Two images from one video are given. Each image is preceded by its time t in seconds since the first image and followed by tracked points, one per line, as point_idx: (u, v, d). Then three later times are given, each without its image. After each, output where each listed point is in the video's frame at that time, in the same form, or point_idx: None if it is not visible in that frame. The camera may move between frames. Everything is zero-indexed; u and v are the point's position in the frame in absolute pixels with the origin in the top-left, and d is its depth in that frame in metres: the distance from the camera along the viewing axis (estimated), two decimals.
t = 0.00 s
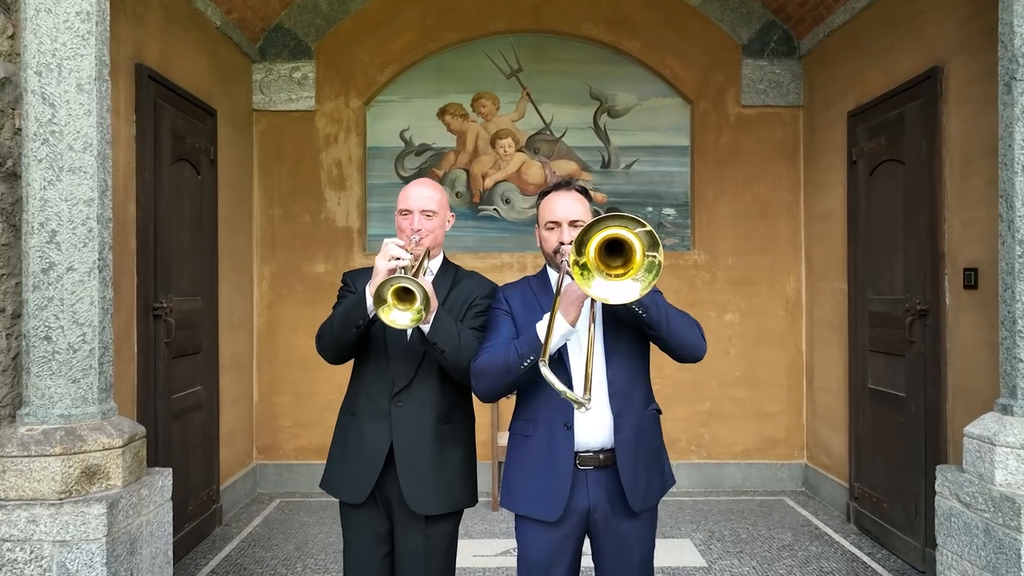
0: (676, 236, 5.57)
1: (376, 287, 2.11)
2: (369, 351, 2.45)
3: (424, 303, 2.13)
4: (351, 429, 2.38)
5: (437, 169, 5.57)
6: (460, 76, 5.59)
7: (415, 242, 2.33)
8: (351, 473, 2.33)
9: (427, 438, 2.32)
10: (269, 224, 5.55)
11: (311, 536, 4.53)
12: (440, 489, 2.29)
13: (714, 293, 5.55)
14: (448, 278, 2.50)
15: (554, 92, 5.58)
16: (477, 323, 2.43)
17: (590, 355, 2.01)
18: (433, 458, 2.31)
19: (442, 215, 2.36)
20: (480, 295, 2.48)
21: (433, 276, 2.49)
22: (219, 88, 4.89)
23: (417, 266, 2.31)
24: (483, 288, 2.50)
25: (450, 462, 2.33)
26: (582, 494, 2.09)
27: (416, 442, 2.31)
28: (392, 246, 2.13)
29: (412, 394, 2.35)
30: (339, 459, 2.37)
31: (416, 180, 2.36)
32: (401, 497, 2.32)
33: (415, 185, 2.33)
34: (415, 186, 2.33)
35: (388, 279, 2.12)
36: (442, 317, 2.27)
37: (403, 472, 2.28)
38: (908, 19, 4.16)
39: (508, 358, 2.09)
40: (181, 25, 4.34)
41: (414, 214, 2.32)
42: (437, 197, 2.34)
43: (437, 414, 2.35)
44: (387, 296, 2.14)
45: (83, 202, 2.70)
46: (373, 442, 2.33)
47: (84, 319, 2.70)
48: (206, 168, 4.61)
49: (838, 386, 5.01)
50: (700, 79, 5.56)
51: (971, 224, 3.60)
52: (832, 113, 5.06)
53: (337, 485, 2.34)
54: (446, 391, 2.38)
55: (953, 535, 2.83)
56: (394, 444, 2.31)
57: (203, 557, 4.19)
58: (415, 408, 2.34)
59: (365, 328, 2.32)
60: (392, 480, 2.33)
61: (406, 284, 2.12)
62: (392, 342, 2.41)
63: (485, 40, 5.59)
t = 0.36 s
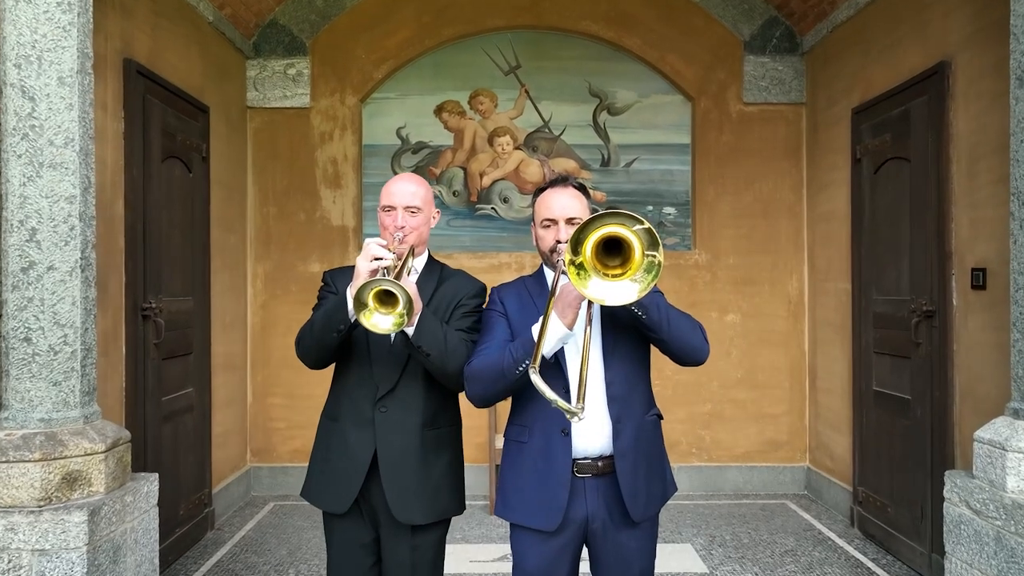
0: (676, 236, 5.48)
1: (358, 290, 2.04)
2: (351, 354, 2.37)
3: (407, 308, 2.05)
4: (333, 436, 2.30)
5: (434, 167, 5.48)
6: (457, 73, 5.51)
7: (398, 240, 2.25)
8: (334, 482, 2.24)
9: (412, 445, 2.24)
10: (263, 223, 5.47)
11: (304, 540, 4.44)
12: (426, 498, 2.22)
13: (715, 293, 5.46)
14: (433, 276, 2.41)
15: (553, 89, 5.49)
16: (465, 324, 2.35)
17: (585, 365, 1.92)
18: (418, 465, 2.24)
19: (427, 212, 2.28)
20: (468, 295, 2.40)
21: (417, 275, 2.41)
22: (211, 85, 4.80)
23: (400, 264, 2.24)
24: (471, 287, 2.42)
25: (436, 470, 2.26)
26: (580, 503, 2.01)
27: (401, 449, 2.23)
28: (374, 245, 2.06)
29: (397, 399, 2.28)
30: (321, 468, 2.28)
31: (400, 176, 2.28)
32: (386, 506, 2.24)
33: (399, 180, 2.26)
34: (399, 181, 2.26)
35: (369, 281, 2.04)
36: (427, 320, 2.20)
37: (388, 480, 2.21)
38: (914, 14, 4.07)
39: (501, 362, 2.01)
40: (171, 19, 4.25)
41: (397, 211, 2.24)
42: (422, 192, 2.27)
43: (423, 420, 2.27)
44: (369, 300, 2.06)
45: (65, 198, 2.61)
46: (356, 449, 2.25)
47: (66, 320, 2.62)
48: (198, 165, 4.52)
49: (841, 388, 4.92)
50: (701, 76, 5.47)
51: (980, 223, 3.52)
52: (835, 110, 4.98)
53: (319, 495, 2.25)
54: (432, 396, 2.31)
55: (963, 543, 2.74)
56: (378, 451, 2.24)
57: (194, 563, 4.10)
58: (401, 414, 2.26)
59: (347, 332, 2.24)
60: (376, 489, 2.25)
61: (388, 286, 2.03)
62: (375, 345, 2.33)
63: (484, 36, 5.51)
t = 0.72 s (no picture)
0: (676, 235, 5.47)
1: (346, 293, 2.01)
2: (339, 356, 2.34)
3: (396, 311, 2.03)
4: (324, 437, 2.27)
5: (432, 165, 5.46)
6: (455, 71, 5.48)
7: (385, 237, 2.23)
8: (324, 485, 2.22)
9: (404, 445, 2.23)
10: (261, 221, 5.44)
11: (301, 540, 4.42)
12: (418, 498, 2.21)
13: (714, 292, 5.44)
14: (420, 274, 2.40)
15: (552, 87, 5.47)
16: (455, 321, 2.35)
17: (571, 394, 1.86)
18: (410, 466, 2.22)
19: (412, 207, 2.27)
20: (456, 291, 2.39)
21: (404, 272, 2.40)
22: (208, 82, 4.78)
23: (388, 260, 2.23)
24: (459, 283, 2.40)
25: (428, 470, 2.25)
26: (577, 500, 1.98)
27: (392, 450, 2.21)
28: (361, 246, 2.04)
29: (386, 399, 2.26)
30: (311, 470, 2.25)
31: (384, 170, 2.26)
32: (378, 507, 2.23)
33: (384, 176, 2.23)
34: (384, 176, 2.23)
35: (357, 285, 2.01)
36: (415, 320, 2.18)
37: (380, 481, 2.19)
38: (916, 10, 4.05)
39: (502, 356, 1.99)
40: (168, 16, 4.23)
41: (383, 208, 2.22)
42: (408, 188, 2.25)
43: (414, 419, 2.26)
44: (357, 303, 2.04)
45: (58, 195, 2.59)
46: (347, 450, 2.23)
47: (60, 318, 2.60)
48: (195, 163, 4.50)
49: (841, 387, 4.90)
50: (701, 75, 5.45)
51: (981, 220, 3.50)
52: (836, 108, 4.95)
53: (309, 498, 2.22)
54: (422, 396, 2.29)
55: (964, 543, 2.71)
56: (368, 452, 2.22)
57: (191, 562, 4.08)
58: (392, 414, 2.24)
59: (338, 334, 2.22)
60: (368, 490, 2.23)
61: (377, 290, 2.01)
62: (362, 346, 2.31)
63: (483, 34, 5.49)
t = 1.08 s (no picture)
0: (676, 234, 5.48)
1: (343, 295, 1.99)
2: (335, 356, 2.34)
3: (393, 311, 2.05)
4: (320, 438, 2.28)
5: (433, 164, 5.46)
6: (456, 71, 5.49)
7: (378, 237, 2.25)
8: (322, 485, 2.22)
9: (400, 444, 2.24)
10: (262, 221, 5.45)
11: (302, 539, 4.43)
12: (415, 498, 2.22)
13: (715, 292, 5.45)
14: (414, 272, 2.40)
15: (553, 87, 5.48)
16: (449, 319, 2.36)
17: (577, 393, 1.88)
18: (407, 465, 2.23)
19: (405, 206, 2.28)
20: (450, 289, 2.40)
21: (398, 271, 2.40)
22: (210, 82, 4.79)
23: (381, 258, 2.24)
24: (452, 281, 2.41)
25: (424, 469, 2.26)
26: (582, 498, 1.99)
27: (389, 449, 2.22)
28: (355, 246, 2.05)
29: (382, 399, 2.26)
30: (308, 471, 2.26)
31: (375, 169, 2.27)
32: (376, 506, 2.24)
33: (375, 175, 2.25)
34: (376, 175, 2.24)
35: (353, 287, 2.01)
36: (411, 320, 2.19)
37: (378, 481, 2.20)
38: (917, 10, 4.06)
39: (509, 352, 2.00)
40: (170, 15, 4.23)
41: (375, 207, 2.24)
42: (399, 186, 2.26)
43: (411, 418, 2.27)
44: (354, 305, 2.03)
45: (62, 194, 2.60)
46: (343, 450, 2.23)
47: (63, 316, 2.60)
48: (197, 162, 4.51)
49: (841, 387, 4.91)
50: (702, 75, 5.46)
51: (982, 220, 3.51)
52: (836, 107, 4.96)
53: (306, 499, 2.23)
54: (418, 395, 2.30)
55: (964, 542, 2.72)
56: (365, 452, 2.23)
57: (192, 561, 4.09)
58: (389, 413, 2.25)
59: (336, 335, 2.22)
60: (366, 489, 2.24)
61: (374, 291, 2.02)
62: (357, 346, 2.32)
63: (484, 34, 5.50)
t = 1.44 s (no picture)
0: (679, 234, 5.48)
1: (349, 296, 2.01)
2: (339, 355, 2.34)
3: (399, 311, 2.05)
4: (325, 437, 2.28)
5: (436, 164, 5.47)
6: (460, 70, 5.50)
7: (381, 236, 2.25)
8: (327, 485, 2.23)
9: (405, 443, 2.24)
10: (265, 221, 5.45)
11: (306, 538, 4.43)
12: (420, 496, 2.22)
13: (718, 291, 5.45)
14: (417, 270, 2.41)
15: (557, 86, 5.48)
16: (453, 318, 2.36)
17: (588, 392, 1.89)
18: (412, 464, 2.24)
19: (407, 205, 2.29)
20: (453, 288, 2.40)
21: (401, 270, 2.41)
22: (214, 82, 4.79)
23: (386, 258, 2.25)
24: (455, 280, 2.42)
25: (429, 468, 2.27)
26: (592, 497, 2.00)
27: (394, 449, 2.23)
28: (360, 247, 2.04)
29: (386, 398, 2.27)
30: (312, 471, 2.26)
31: (377, 168, 2.26)
32: (382, 506, 2.24)
33: (377, 174, 2.24)
34: (378, 175, 2.24)
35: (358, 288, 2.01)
36: (415, 319, 2.19)
37: (383, 480, 2.20)
38: (921, 10, 4.06)
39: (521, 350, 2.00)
40: (175, 15, 4.24)
41: (378, 207, 2.24)
42: (401, 185, 2.26)
43: (415, 417, 2.27)
44: (360, 306, 2.04)
45: (71, 194, 2.61)
46: (348, 449, 2.24)
47: (72, 315, 2.61)
48: (201, 162, 4.51)
49: (845, 386, 4.91)
50: (705, 74, 5.46)
51: (986, 220, 3.52)
52: (839, 107, 4.97)
53: (312, 499, 2.23)
54: (422, 394, 2.31)
55: (970, 540, 2.73)
56: (370, 451, 2.23)
57: (197, 560, 4.09)
58: (393, 413, 2.26)
59: (341, 335, 2.22)
60: (371, 489, 2.25)
61: (379, 292, 2.02)
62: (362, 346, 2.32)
63: (487, 34, 5.50)
